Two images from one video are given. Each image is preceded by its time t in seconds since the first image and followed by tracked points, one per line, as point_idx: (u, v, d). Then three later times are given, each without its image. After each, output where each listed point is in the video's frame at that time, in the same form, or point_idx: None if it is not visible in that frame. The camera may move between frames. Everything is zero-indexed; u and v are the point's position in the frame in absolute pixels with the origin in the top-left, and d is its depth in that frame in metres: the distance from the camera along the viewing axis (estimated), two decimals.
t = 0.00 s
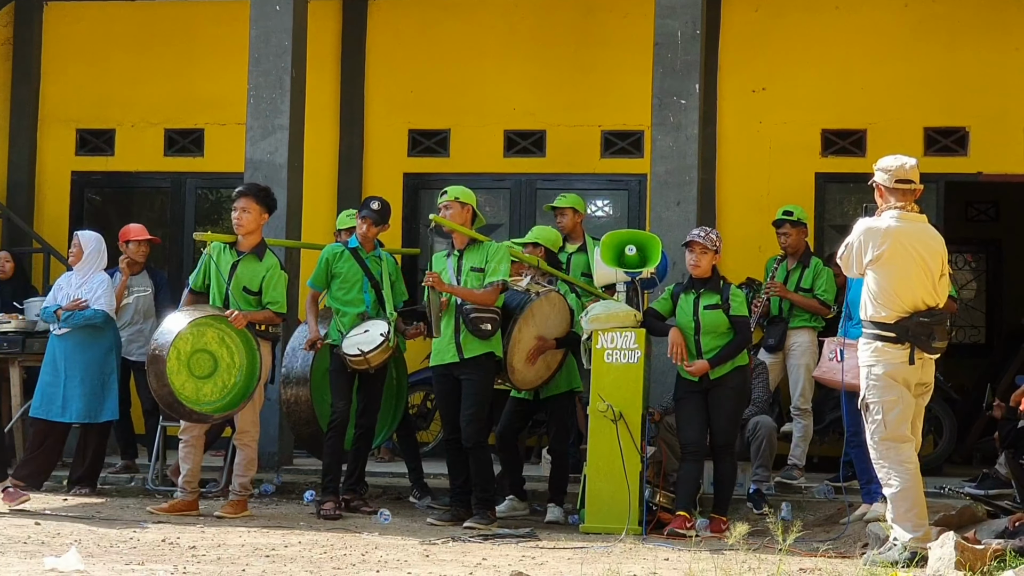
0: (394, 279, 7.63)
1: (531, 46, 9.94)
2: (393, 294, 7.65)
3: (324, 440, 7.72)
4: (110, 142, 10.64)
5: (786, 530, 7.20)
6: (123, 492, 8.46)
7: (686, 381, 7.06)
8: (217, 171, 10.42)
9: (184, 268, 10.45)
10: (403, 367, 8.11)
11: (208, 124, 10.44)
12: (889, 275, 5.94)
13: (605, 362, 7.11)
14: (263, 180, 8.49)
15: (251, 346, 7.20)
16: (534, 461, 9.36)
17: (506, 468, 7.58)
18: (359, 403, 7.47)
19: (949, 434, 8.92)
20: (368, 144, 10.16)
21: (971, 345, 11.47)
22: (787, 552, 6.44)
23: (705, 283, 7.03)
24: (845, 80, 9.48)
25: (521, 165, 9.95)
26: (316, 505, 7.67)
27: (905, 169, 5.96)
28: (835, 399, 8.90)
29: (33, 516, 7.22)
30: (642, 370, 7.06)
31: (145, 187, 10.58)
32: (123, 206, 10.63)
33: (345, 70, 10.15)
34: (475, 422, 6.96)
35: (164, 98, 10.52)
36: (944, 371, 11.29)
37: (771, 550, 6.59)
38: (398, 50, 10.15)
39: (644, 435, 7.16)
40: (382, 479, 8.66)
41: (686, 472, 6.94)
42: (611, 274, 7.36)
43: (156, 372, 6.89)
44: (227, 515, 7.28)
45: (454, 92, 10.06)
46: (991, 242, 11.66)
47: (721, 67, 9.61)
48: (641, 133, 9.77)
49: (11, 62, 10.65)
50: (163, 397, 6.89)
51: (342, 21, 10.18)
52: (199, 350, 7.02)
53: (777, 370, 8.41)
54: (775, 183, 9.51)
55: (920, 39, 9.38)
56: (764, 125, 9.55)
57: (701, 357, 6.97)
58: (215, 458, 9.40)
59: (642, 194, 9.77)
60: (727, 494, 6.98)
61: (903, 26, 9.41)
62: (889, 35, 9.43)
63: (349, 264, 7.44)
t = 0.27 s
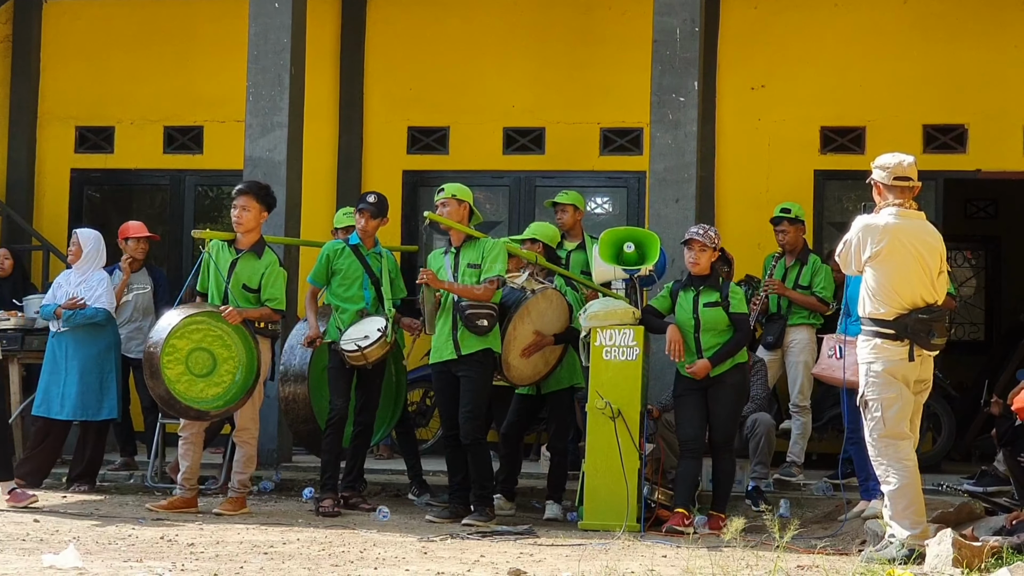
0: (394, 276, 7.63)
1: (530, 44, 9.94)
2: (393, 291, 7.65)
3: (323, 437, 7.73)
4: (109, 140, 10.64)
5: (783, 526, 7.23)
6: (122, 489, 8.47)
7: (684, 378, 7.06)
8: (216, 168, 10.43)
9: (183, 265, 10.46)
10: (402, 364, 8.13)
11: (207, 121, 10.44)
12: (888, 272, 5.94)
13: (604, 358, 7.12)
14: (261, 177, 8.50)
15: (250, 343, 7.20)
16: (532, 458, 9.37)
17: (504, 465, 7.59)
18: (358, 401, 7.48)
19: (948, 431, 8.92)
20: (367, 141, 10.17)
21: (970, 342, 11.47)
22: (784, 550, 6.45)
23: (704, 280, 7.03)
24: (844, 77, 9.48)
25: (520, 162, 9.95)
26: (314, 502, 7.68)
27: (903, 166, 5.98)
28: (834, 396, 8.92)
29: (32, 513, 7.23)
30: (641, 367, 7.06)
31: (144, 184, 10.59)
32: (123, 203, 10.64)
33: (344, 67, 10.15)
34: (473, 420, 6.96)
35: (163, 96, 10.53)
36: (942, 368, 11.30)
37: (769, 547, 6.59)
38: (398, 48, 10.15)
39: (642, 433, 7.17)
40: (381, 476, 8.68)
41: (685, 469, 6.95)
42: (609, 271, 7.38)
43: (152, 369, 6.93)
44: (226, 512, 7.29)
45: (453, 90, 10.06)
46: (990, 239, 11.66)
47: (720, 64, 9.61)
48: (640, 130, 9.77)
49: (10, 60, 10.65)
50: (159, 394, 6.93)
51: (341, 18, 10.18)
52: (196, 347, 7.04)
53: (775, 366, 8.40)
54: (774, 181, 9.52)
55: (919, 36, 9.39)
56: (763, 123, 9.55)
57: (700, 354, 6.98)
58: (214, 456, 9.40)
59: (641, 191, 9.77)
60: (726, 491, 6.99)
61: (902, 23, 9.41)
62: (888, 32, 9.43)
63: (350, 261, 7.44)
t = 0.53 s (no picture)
0: (393, 274, 7.63)
1: (530, 41, 9.94)
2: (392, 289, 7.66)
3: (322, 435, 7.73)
4: (109, 137, 10.64)
5: (783, 523, 7.25)
6: (122, 487, 8.48)
7: (684, 375, 7.07)
8: (216, 166, 10.43)
9: (183, 263, 10.46)
10: (403, 363, 8.11)
11: (207, 119, 10.44)
12: (889, 270, 5.94)
13: (604, 357, 7.12)
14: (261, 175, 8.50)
15: (251, 340, 7.18)
16: (532, 456, 9.38)
17: (504, 463, 7.59)
18: (358, 399, 7.48)
19: (948, 429, 8.93)
20: (367, 139, 10.17)
21: (970, 340, 11.47)
22: (784, 547, 6.45)
23: (704, 278, 7.04)
24: (844, 75, 9.48)
25: (520, 160, 9.95)
26: (315, 500, 7.69)
27: (905, 164, 5.97)
28: (834, 393, 8.92)
29: (32, 511, 7.23)
30: (641, 365, 7.06)
31: (144, 182, 10.59)
32: (123, 200, 10.63)
33: (344, 65, 10.14)
34: (472, 417, 6.96)
35: (163, 93, 10.52)
36: (942, 366, 11.31)
37: (769, 545, 6.59)
38: (398, 45, 10.15)
39: (642, 430, 7.17)
40: (381, 474, 8.68)
41: (685, 467, 6.95)
42: (609, 269, 7.38)
43: (152, 367, 6.96)
44: (226, 510, 7.29)
45: (453, 87, 10.06)
46: (990, 236, 11.66)
47: (720, 61, 9.61)
48: (640, 128, 9.77)
49: (10, 57, 10.65)
50: (160, 391, 6.95)
51: (341, 16, 10.18)
52: (196, 344, 7.05)
53: (775, 364, 8.41)
54: (773, 178, 9.51)
55: (919, 34, 9.39)
56: (763, 120, 9.55)
57: (700, 353, 6.98)
58: (214, 453, 9.41)
59: (640, 189, 9.77)
60: (726, 489, 6.99)
61: (903, 21, 9.41)
62: (887, 29, 9.43)
63: (349, 259, 7.44)
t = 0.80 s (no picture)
0: (392, 271, 7.62)
1: (529, 39, 9.94)
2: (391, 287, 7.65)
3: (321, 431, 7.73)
4: (108, 135, 10.63)
5: (782, 520, 7.27)
6: (120, 484, 8.48)
7: (683, 372, 7.06)
8: (214, 163, 10.42)
9: (182, 260, 10.45)
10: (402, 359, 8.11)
11: (205, 116, 10.43)
12: (888, 267, 5.94)
13: (603, 354, 7.11)
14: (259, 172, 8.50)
15: (248, 336, 7.18)
16: (531, 453, 9.38)
17: (502, 459, 7.59)
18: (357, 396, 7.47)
19: (947, 427, 8.93)
20: (366, 136, 10.16)
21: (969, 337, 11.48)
22: (782, 544, 6.45)
23: (704, 275, 7.04)
24: (843, 72, 9.47)
25: (518, 157, 9.94)
26: (313, 497, 7.69)
27: (905, 161, 5.95)
28: (832, 391, 8.93)
29: (31, 508, 7.23)
30: (640, 362, 7.06)
31: (143, 179, 10.58)
32: (121, 197, 10.62)
33: (343, 62, 10.14)
34: (471, 414, 6.95)
35: (161, 90, 10.52)
36: (941, 363, 11.31)
37: (767, 542, 6.59)
38: (396, 43, 10.14)
39: (641, 427, 7.17)
40: (380, 471, 8.68)
41: (684, 464, 6.95)
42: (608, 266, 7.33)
43: (151, 362, 6.94)
44: (224, 507, 7.29)
45: (452, 85, 10.05)
46: (988, 234, 11.66)
47: (719, 58, 9.60)
48: (639, 125, 9.77)
49: (9, 54, 10.64)
50: (158, 387, 6.94)
51: (339, 13, 10.17)
52: (194, 340, 7.05)
53: (774, 361, 8.40)
54: (772, 176, 9.51)
55: (918, 31, 9.38)
56: (762, 117, 9.54)
57: (700, 350, 6.98)
58: (213, 451, 9.41)
59: (639, 186, 9.77)
60: (724, 485, 6.99)
61: (902, 18, 9.40)
62: (886, 27, 9.43)
63: (348, 255, 7.44)
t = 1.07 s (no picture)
0: (389, 268, 7.62)
1: (528, 36, 9.94)
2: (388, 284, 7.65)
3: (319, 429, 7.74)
4: (107, 132, 10.63)
5: (780, 517, 7.28)
6: (119, 481, 8.48)
7: (680, 370, 7.06)
8: (213, 161, 10.42)
9: (181, 258, 10.45)
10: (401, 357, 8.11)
11: (204, 114, 10.44)
12: (886, 264, 5.94)
13: (600, 351, 7.11)
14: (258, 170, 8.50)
15: (245, 335, 7.19)
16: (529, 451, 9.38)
17: (500, 457, 7.59)
18: (354, 393, 7.48)
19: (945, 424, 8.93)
20: (364, 134, 10.16)
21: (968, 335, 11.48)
22: (779, 541, 6.45)
23: (701, 272, 7.04)
24: (841, 69, 9.47)
25: (517, 154, 9.94)
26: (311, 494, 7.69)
27: (902, 158, 5.95)
28: (831, 388, 8.93)
29: (29, 505, 7.23)
30: (637, 359, 7.06)
31: (141, 176, 10.58)
32: (120, 195, 10.62)
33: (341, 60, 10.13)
34: (468, 411, 6.96)
35: (160, 88, 10.52)
36: (940, 361, 11.32)
37: (764, 539, 6.60)
38: (395, 40, 10.14)
39: (638, 425, 7.18)
40: (378, 469, 8.69)
41: (682, 461, 6.95)
42: (606, 263, 7.31)
43: (151, 360, 6.88)
44: (222, 504, 7.29)
45: (450, 82, 10.05)
46: (987, 231, 11.66)
47: (717, 56, 9.60)
48: (637, 122, 9.76)
49: (7, 52, 10.63)
50: (158, 385, 6.89)
51: (338, 10, 10.17)
52: (192, 338, 7.02)
53: (772, 359, 8.41)
54: (771, 173, 9.51)
55: (917, 28, 9.38)
56: (761, 115, 9.54)
57: (698, 348, 6.98)
58: (211, 448, 9.41)
59: (638, 183, 9.76)
60: (722, 483, 6.99)
61: (901, 15, 9.40)
62: (885, 24, 9.43)
63: (346, 253, 7.44)
